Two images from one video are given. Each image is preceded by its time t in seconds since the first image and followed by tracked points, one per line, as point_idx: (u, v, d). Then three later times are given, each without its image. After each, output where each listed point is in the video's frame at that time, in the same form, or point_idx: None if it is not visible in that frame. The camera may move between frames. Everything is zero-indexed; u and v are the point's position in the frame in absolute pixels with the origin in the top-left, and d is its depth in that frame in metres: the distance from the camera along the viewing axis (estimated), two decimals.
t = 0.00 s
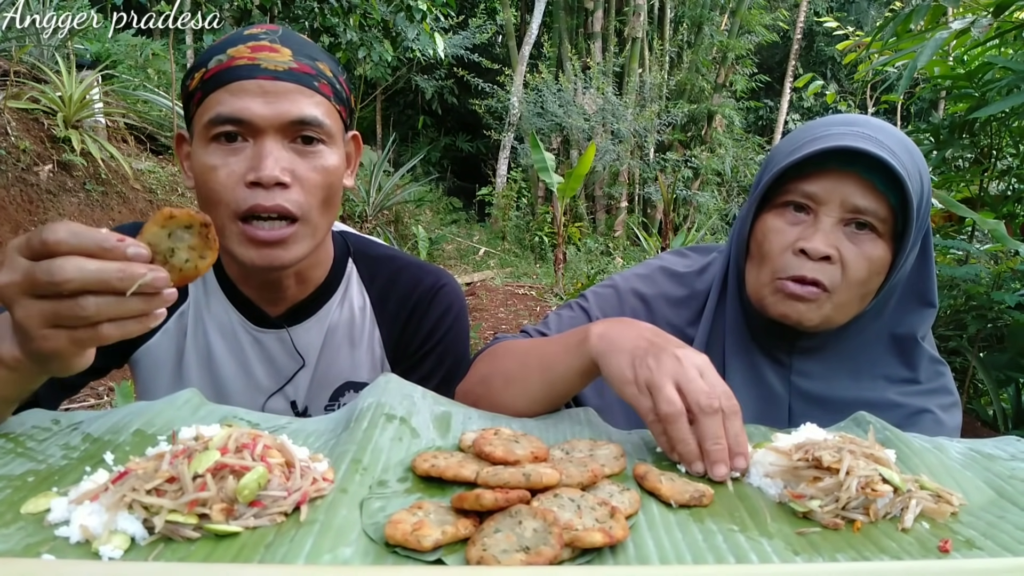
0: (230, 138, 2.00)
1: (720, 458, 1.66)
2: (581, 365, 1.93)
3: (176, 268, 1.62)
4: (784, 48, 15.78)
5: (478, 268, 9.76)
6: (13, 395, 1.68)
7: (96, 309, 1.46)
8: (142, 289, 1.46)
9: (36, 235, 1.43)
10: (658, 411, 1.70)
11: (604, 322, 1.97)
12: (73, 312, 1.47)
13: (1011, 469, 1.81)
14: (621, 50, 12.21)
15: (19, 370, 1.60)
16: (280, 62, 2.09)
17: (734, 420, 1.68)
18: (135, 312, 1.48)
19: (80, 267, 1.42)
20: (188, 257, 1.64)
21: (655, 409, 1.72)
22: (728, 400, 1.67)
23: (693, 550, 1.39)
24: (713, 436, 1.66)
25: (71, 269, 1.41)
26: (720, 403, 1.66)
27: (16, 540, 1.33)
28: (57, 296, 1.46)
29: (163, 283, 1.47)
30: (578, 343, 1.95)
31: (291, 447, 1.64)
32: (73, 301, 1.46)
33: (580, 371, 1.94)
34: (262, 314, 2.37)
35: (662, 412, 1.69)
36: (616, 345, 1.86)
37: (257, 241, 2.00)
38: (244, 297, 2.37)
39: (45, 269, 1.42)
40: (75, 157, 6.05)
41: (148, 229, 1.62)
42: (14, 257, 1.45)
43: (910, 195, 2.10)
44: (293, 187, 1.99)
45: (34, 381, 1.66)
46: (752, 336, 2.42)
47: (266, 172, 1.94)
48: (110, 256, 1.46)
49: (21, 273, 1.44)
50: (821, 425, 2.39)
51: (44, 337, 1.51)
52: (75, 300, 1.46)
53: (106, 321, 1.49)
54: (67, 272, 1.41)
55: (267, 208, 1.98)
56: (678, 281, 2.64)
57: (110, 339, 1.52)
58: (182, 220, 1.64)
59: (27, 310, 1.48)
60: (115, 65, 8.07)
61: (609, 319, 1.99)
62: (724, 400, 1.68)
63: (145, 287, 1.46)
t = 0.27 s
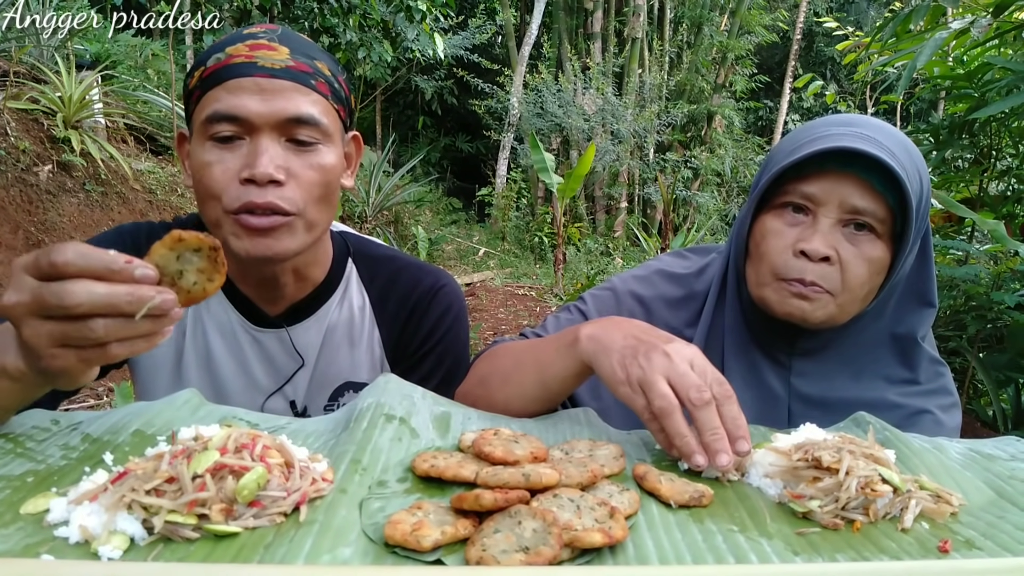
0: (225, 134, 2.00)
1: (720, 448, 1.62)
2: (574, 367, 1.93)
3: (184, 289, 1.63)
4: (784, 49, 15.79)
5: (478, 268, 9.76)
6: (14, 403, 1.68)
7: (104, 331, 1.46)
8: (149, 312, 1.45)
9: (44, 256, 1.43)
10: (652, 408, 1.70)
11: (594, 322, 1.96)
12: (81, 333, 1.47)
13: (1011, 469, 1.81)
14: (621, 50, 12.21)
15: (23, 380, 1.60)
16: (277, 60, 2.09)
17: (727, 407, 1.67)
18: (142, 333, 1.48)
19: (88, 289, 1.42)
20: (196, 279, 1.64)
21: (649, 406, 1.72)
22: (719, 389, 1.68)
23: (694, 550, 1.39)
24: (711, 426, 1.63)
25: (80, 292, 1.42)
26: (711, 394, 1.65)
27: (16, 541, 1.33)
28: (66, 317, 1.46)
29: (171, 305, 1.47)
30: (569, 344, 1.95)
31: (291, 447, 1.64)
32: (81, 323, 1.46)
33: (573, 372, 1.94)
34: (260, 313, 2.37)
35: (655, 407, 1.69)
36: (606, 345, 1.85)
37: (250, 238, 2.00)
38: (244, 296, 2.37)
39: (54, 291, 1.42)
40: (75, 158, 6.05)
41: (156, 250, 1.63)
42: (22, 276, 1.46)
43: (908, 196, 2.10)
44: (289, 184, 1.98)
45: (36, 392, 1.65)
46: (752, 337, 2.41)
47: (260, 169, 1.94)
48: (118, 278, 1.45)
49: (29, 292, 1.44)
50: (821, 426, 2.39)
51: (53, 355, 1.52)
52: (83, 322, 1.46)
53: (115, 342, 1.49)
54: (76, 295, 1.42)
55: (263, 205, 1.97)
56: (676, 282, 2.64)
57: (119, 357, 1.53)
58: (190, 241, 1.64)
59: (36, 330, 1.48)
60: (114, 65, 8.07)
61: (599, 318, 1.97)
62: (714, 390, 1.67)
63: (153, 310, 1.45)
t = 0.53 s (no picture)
0: (230, 127, 2.00)
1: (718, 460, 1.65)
2: (570, 374, 1.92)
3: (201, 312, 1.62)
4: (784, 48, 15.79)
5: (478, 267, 9.75)
6: (17, 406, 1.66)
7: (120, 346, 1.46)
8: (165, 329, 1.46)
9: (74, 269, 1.44)
10: (653, 416, 1.71)
11: (591, 332, 1.96)
12: (97, 346, 1.47)
13: (1012, 467, 1.81)
14: (621, 49, 12.20)
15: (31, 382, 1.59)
16: (283, 54, 2.09)
17: (725, 419, 1.71)
18: (157, 349, 1.49)
19: (108, 304, 1.42)
20: (214, 302, 1.62)
21: (650, 414, 1.73)
22: (720, 400, 1.71)
23: (694, 548, 1.39)
24: (711, 437, 1.67)
25: (99, 308, 1.42)
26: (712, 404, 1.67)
27: (15, 538, 1.33)
28: (82, 331, 1.46)
29: (187, 323, 1.48)
30: (565, 352, 1.95)
31: (291, 446, 1.64)
32: (97, 336, 1.46)
33: (568, 381, 1.93)
34: (262, 309, 2.36)
35: (658, 417, 1.70)
36: (603, 356, 1.85)
37: (253, 232, 2.00)
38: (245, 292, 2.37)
39: (71, 305, 1.42)
40: (75, 157, 6.05)
41: (176, 273, 1.60)
42: (43, 285, 1.45)
43: (902, 192, 2.10)
44: (292, 177, 1.98)
45: (42, 396, 1.64)
46: (750, 335, 2.42)
47: (264, 162, 1.94)
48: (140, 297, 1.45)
49: (48, 304, 1.44)
50: (820, 424, 2.38)
51: (69, 364, 1.52)
52: (100, 336, 1.46)
53: (130, 355, 1.50)
54: (94, 309, 1.42)
55: (265, 196, 1.97)
56: (674, 282, 2.63)
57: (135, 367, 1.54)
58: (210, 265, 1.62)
59: (51, 341, 1.48)
60: (114, 64, 8.06)
61: (597, 329, 1.98)
62: (715, 401, 1.70)
63: (168, 327, 1.46)
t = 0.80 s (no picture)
0: (241, 126, 1.99)
1: (715, 449, 1.68)
2: (575, 381, 1.94)
3: (199, 295, 1.62)
4: (784, 48, 15.80)
5: (478, 267, 9.75)
6: (17, 401, 1.66)
7: (119, 333, 1.46)
8: (164, 317, 1.45)
9: (72, 257, 1.45)
10: (658, 409, 1.73)
11: (597, 342, 1.98)
12: (97, 333, 1.47)
13: (1012, 467, 1.81)
14: (621, 49, 12.20)
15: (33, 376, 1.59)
16: (292, 53, 2.09)
17: (728, 415, 1.72)
18: (155, 338, 1.48)
19: (107, 292, 1.42)
20: (210, 283, 1.63)
21: (654, 408, 1.75)
22: (725, 395, 1.70)
23: (695, 547, 1.39)
24: (711, 429, 1.69)
25: (98, 293, 1.42)
26: (715, 397, 1.68)
27: (15, 538, 1.32)
28: (81, 318, 1.46)
29: (185, 311, 1.47)
30: (569, 362, 1.97)
31: (291, 445, 1.64)
32: (96, 323, 1.46)
33: (575, 388, 1.96)
34: (265, 308, 2.36)
35: (662, 409, 1.71)
36: (605, 365, 1.87)
37: (265, 231, 2.00)
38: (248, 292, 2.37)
39: (70, 291, 1.42)
40: (75, 157, 6.05)
41: (171, 257, 1.63)
42: (42, 273, 1.46)
43: (895, 189, 2.10)
44: (304, 176, 1.98)
45: (43, 390, 1.64)
46: (746, 336, 2.42)
47: (278, 161, 1.94)
48: (139, 283, 1.45)
49: (46, 291, 1.44)
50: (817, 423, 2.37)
51: (68, 353, 1.52)
52: (99, 324, 1.46)
53: (129, 343, 1.49)
54: (93, 295, 1.42)
55: (280, 197, 1.97)
56: (668, 283, 2.63)
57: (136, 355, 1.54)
58: (204, 246, 1.65)
59: (51, 328, 1.48)
60: (114, 64, 8.06)
61: (602, 339, 1.99)
62: (720, 395, 1.70)
63: (166, 315, 1.45)
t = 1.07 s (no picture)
0: (243, 131, 1.99)
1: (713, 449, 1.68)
2: (579, 388, 1.96)
3: (191, 274, 1.60)
4: (784, 49, 15.81)
5: (478, 268, 9.75)
6: (15, 394, 1.67)
7: (111, 313, 1.46)
8: (155, 295, 1.44)
9: (61, 238, 1.43)
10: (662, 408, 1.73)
11: (605, 351, 1.99)
12: (88, 314, 1.47)
13: (1012, 468, 1.81)
14: (621, 50, 12.21)
15: (30, 369, 1.60)
16: (294, 57, 2.09)
17: (727, 418, 1.72)
18: (146, 317, 1.47)
19: (98, 270, 1.41)
20: (202, 262, 1.61)
21: (659, 405, 1.75)
22: (728, 399, 1.71)
23: (694, 548, 1.39)
24: (709, 428, 1.69)
25: (89, 272, 1.41)
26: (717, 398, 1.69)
27: (15, 539, 1.32)
28: (73, 299, 1.46)
29: (176, 289, 1.46)
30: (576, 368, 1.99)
31: (291, 446, 1.64)
32: (87, 304, 1.46)
33: (579, 395, 1.97)
34: (265, 309, 2.36)
35: (665, 405, 1.72)
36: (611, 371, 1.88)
37: (265, 236, 1.99)
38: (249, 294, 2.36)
39: (60, 271, 1.42)
40: (75, 157, 6.05)
41: (162, 236, 1.59)
42: (33, 254, 1.46)
43: (891, 190, 2.10)
44: (306, 180, 1.98)
45: (41, 381, 1.66)
46: (747, 335, 2.42)
47: (279, 166, 1.94)
48: (130, 262, 1.44)
49: (37, 273, 1.44)
50: (816, 423, 2.37)
51: (60, 336, 1.52)
52: (91, 304, 1.46)
53: (122, 324, 1.49)
54: (84, 275, 1.41)
55: (281, 202, 1.97)
56: (668, 283, 2.63)
57: (129, 336, 1.54)
58: (196, 226, 1.62)
59: (42, 311, 1.48)
60: (114, 65, 8.07)
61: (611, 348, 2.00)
62: (722, 398, 1.71)
63: (157, 294, 1.44)
